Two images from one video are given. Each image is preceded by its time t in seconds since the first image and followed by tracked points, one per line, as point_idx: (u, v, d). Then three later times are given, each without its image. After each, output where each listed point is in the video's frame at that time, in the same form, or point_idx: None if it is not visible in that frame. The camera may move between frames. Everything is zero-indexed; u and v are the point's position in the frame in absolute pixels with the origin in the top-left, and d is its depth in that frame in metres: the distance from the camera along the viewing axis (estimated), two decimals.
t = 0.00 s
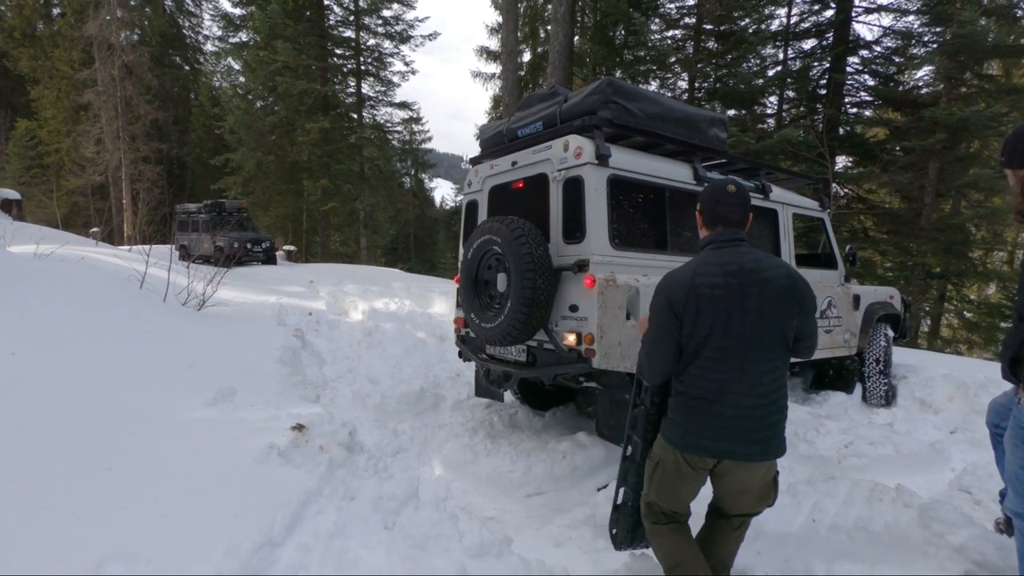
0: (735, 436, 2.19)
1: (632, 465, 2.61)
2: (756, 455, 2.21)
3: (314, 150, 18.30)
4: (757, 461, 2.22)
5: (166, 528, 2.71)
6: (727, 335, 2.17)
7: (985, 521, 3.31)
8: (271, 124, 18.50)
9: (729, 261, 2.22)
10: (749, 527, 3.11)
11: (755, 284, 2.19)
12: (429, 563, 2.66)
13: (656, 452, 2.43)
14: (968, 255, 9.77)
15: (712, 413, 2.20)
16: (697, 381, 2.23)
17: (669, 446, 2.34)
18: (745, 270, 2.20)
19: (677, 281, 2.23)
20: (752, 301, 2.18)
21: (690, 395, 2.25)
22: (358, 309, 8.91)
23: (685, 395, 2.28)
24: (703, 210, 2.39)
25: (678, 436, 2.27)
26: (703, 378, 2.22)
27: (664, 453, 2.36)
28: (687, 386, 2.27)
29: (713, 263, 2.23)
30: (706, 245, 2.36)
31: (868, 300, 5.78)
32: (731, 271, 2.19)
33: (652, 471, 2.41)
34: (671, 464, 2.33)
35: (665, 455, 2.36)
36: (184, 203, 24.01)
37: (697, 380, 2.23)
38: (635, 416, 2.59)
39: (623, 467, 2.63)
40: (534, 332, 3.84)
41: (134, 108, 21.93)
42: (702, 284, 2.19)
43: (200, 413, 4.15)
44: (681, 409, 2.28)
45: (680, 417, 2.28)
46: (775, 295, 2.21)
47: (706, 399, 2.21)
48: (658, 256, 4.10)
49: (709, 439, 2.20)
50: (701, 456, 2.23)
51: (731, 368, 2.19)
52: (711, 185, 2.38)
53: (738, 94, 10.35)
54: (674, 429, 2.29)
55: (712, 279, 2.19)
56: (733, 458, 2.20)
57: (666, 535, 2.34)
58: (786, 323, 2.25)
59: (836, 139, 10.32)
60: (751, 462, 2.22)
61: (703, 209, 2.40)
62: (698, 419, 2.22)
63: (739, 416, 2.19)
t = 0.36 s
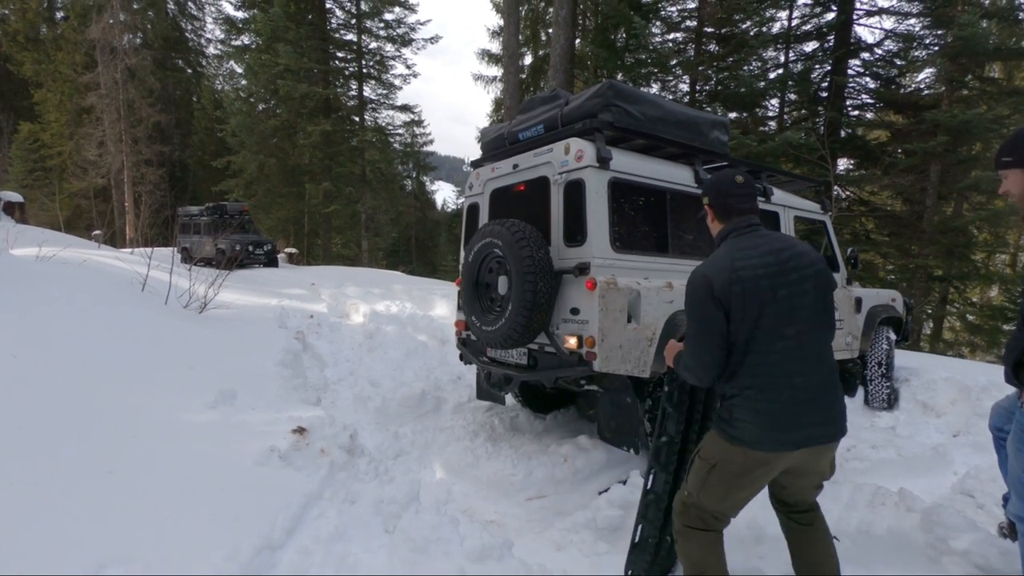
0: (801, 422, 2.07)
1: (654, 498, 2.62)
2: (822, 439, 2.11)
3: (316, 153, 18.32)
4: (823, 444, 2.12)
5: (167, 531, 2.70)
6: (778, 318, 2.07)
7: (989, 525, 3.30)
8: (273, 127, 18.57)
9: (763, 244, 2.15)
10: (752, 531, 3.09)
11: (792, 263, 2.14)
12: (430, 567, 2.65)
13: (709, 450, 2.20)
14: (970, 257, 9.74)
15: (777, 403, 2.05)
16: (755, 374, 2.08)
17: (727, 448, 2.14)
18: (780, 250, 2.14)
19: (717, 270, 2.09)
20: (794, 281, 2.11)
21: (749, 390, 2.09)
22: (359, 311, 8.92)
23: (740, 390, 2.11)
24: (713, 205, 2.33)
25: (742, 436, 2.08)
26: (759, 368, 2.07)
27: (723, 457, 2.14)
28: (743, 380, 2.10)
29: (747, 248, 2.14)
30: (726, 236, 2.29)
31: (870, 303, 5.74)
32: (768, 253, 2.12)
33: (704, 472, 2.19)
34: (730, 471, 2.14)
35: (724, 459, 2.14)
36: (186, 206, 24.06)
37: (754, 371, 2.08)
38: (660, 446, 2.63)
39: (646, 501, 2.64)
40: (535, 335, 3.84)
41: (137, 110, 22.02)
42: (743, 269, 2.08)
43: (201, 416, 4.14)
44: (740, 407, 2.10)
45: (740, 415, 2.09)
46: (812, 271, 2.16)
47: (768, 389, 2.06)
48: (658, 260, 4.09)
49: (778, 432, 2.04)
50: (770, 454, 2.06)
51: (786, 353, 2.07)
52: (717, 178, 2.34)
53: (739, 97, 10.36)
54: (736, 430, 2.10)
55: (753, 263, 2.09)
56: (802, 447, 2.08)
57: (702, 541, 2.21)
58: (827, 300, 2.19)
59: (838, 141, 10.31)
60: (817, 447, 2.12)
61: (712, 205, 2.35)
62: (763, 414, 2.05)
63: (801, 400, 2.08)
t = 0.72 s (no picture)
0: (882, 437, 1.98)
1: (663, 500, 2.62)
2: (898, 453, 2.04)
3: (320, 156, 18.36)
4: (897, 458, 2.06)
5: (171, 533, 2.71)
6: (861, 327, 1.99)
7: (994, 530, 3.27)
8: (277, 130, 18.67)
9: (840, 252, 2.08)
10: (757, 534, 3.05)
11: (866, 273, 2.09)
12: (432, 570, 2.64)
13: (783, 460, 2.06)
14: (976, 260, 9.67)
15: (861, 414, 1.96)
16: (839, 384, 1.97)
17: (808, 461, 2.00)
18: (856, 260, 2.09)
19: (803, 274, 1.98)
20: (870, 298, 2.04)
21: (833, 401, 1.97)
22: (362, 313, 8.94)
23: (822, 402, 1.99)
24: (779, 213, 2.29)
25: (829, 450, 1.95)
26: (843, 378, 1.97)
27: (802, 469, 2.01)
28: (825, 391, 1.98)
29: (826, 254, 2.06)
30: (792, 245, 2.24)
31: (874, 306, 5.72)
32: (846, 262, 2.06)
33: (776, 482, 2.06)
34: (804, 483, 2.03)
35: (802, 471, 2.01)
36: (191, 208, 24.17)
37: (839, 381, 1.97)
38: (668, 451, 2.66)
39: (653, 503, 2.63)
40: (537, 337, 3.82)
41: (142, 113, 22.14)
42: (828, 275, 1.99)
43: (205, 417, 4.16)
44: (823, 420, 1.97)
45: (825, 429, 1.96)
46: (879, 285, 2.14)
47: (853, 401, 1.96)
48: (661, 262, 4.08)
49: (864, 445, 1.95)
50: (854, 467, 1.97)
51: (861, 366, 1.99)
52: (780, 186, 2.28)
53: (743, 99, 10.35)
54: (822, 445, 1.96)
55: (837, 270, 2.01)
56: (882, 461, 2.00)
57: (752, 541, 2.14)
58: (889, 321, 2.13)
59: (842, 143, 10.28)
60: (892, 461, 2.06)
61: (775, 213, 2.31)
62: (849, 427, 1.95)
63: (881, 414, 2.00)
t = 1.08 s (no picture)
0: (919, 441, 1.89)
1: (669, 505, 2.60)
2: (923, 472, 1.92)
3: (322, 156, 18.37)
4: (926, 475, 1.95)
5: (174, 533, 2.71)
6: (885, 336, 1.86)
7: (998, 531, 3.26)
8: (279, 130, 18.72)
9: (868, 254, 1.94)
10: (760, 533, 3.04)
11: (898, 278, 1.93)
12: (434, 569, 2.65)
13: (823, 498, 1.94)
14: (979, 259, 9.64)
15: (885, 432, 1.85)
16: (857, 401, 1.86)
17: (841, 490, 1.90)
18: (888, 263, 1.93)
19: (816, 279, 1.90)
20: (898, 297, 1.90)
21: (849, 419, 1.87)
22: (364, 314, 8.94)
23: (837, 418, 1.89)
24: (813, 211, 2.10)
25: (854, 473, 1.86)
26: (860, 390, 1.85)
27: (844, 503, 1.90)
28: (842, 408, 1.88)
29: (849, 256, 1.93)
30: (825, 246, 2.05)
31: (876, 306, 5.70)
32: (875, 265, 1.91)
33: (821, 518, 1.94)
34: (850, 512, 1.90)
35: (845, 507, 1.90)
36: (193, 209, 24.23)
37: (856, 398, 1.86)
38: (678, 455, 2.64)
39: (660, 507, 2.62)
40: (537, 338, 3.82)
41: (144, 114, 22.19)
42: (849, 280, 1.88)
43: (207, 417, 4.16)
44: (843, 439, 1.88)
45: (845, 450, 1.87)
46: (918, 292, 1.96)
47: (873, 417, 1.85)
48: (662, 262, 4.08)
49: (890, 465, 1.85)
50: (884, 490, 1.86)
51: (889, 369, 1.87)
52: (814, 181, 2.10)
53: (744, 99, 10.34)
54: (848, 468, 1.87)
55: (856, 271, 1.89)
56: (912, 480, 1.90)
57: None
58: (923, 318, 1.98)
59: (844, 142, 10.24)
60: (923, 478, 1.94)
61: (810, 209, 2.11)
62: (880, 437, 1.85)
63: (915, 417, 1.90)
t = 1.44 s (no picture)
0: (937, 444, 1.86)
1: (692, 492, 2.60)
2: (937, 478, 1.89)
3: (321, 157, 18.37)
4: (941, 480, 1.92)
5: (174, 533, 2.71)
6: (915, 341, 1.82)
7: (997, 531, 3.27)
8: (279, 131, 18.72)
9: (905, 256, 1.86)
10: (760, 531, 3.04)
11: (932, 281, 1.87)
12: (433, 570, 2.65)
13: (836, 502, 1.93)
14: (978, 260, 9.65)
15: (901, 440, 1.82)
16: (875, 409, 1.83)
17: (854, 495, 1.88)
18: (923, 265, 1.86)
19: (854, 283, 1.81)
20: (929, 300, 1.85)
21: (864, 426, 1.84)
22: (363, 314, 8.94)
23: (853, 427, 1.86)
24: (847, 203, 2.00)
25: (869, 480, 1.84)
26: (881, 393, 1.82)
27: (860, 507, 1.88)
28: (860, 415, 1.85)
29: (889, 259, 1.85)
30: (862, 241, 1.96)
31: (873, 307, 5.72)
32: (911, 268, 1.84)
33: (841, 524, 1.92)
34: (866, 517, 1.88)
35: (859, 509, 1.88)
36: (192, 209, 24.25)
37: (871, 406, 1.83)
38: (704, 441, 2.63)
39: (681, 493, 2.62)
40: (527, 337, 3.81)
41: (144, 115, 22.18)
42: (886, 286, 1.80)
43: (207, 418, 4.15)
44: (857, 447, 1.85)
45: (860, 458, 1.84)
46: (949, 296, 1.90)
47: (889, 424, 1.82)
48: (653, 261, 4.08)
49: (906, 472, 1.82)
50: (900, 496, 1.84)
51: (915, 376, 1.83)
52: (852, 170, 1.96)
53: (743, 100, 10.34)
54: (862, 475, 1.85)
55: (893, 273, 1.82)
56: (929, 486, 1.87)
57: None
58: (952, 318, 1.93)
59: (843, 143, 10.24)
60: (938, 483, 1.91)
61: (845, 200, 2.00)
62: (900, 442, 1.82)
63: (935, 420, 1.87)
